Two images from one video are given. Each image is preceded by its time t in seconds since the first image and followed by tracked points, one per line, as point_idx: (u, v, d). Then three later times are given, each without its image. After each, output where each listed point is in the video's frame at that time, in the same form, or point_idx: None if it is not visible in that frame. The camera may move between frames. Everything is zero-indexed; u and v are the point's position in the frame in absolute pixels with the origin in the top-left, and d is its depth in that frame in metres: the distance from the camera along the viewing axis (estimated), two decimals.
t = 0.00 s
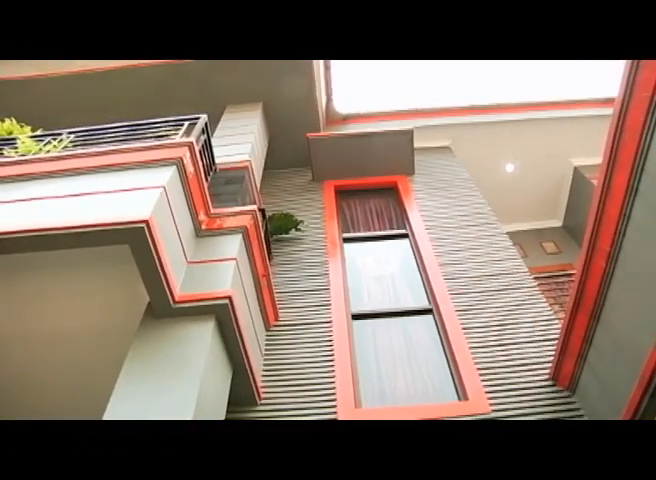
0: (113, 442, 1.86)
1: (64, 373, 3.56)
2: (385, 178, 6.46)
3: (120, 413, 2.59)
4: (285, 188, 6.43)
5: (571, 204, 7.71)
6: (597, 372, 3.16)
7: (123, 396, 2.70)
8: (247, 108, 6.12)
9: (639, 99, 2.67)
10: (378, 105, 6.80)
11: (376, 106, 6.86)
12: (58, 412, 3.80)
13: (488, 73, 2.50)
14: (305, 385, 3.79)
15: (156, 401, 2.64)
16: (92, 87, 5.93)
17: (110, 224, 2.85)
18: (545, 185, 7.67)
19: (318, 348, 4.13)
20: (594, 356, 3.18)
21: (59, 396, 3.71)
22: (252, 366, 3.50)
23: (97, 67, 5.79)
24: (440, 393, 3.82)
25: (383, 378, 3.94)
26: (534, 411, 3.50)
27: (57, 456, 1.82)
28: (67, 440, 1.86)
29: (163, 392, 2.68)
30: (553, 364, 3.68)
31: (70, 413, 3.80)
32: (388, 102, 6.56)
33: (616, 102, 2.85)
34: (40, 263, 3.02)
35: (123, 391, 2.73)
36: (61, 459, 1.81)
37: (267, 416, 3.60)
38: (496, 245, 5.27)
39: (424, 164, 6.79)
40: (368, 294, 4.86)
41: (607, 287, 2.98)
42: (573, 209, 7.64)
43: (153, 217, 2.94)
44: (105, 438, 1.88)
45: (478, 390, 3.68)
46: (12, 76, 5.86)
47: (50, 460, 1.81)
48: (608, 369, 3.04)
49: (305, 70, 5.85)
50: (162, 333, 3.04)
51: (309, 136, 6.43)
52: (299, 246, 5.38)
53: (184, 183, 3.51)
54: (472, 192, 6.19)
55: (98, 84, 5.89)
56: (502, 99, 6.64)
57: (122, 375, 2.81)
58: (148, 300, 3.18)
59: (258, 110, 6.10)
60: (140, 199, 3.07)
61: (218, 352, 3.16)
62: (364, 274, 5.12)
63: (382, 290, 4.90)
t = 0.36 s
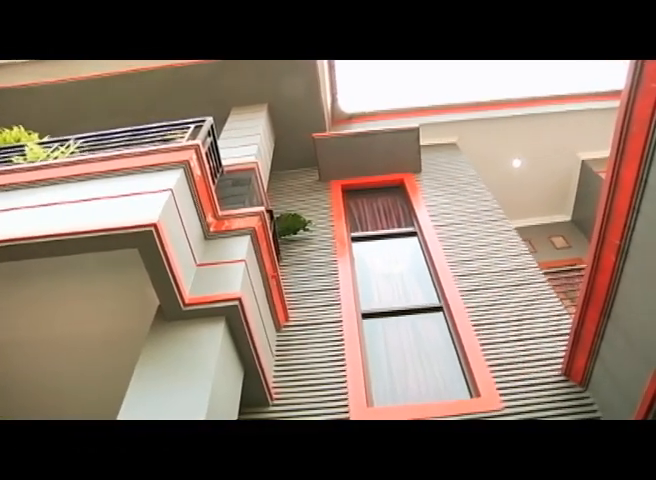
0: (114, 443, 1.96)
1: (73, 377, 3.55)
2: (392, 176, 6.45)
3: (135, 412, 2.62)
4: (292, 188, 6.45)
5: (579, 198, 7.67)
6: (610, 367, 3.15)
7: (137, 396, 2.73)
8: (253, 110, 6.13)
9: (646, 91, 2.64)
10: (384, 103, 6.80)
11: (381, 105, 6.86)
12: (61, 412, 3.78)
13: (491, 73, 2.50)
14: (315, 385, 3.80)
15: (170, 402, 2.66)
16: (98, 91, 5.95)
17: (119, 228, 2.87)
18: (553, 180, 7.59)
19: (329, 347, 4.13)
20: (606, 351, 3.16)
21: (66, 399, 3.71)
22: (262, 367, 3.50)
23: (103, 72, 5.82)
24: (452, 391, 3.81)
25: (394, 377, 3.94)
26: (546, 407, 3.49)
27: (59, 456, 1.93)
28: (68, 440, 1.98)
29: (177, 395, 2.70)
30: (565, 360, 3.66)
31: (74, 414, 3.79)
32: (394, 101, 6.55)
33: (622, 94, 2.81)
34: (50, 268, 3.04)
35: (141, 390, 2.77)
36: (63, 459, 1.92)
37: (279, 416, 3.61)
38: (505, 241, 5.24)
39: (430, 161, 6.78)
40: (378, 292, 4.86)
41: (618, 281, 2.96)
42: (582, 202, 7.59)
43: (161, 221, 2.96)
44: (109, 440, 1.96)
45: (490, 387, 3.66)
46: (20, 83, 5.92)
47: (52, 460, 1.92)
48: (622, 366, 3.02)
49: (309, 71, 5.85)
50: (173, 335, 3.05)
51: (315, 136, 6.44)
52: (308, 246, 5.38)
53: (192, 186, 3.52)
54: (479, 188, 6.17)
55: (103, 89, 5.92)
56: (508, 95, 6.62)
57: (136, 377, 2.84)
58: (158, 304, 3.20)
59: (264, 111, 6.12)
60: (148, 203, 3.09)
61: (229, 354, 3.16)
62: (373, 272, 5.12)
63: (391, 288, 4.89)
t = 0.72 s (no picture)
0: (114, 443, 1.91)
1: (89, 379, 3.56)
2: (398, 174, 6.43)
3: (148, 415, 2.63)
4: (299, 188, 6.45)
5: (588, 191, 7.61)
6: (623, 360, 3.13)
7: (148, 400, 2.74)
8: (257, 111, 6.14)
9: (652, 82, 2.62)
10: (388, 101, 6.78)
11: (385, 103, 6.85)
12: (80, 414, 3.81)
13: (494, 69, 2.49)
14: (326, 385, 3.80)
15: (182, 405, 2.68)
16: (103, 97, 5.98)
17: (126, 233, 2.88)
18: (560, 173, 7.57)
19: (339, 347, 4.12)
20: (618, 345, 3.14)
21: (84, 401, 3.71)
22: (273, 367, 3.51)
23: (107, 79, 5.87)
24: (463, 388, 3.80)
25: (405, 375, 3.93)
26: (559, 403, 3.46)
27: (59, 456, 1.87)
28: (68, 440, 1.92)
29: (188, 397, 2.71)
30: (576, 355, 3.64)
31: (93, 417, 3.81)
32: (398, 98, 6.54)
33: (628, 86, 2.79)
34: (60, 274, 3.06)
35: (151, 395, 2.78)
36: (63, 460, 1.86)
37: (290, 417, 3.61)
38: (513, 236, 5.22)
39: (436, 158, 6.76)
40: (387, 291, 4.85)
41: (628, 274, 2.94)
42: (590, 196, 7.54)
43: (168, 224, 2.97)
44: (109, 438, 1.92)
45: (502, 384, 3.65)
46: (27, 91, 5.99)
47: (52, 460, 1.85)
48: (633, 359, 3.02)
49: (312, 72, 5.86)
50: (183, 338, 3.06)
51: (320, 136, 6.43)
52: (316, 246, 5.38)
53: (198, 189, 3.53)
54: (486, 184, 6.14)
55: (109, 95, 5.96)
56: (512, 90, 6.59)
57: (146, 380, 2.86)
58: (168, 307, 3.21)
59: (268, 113, 6.12)
60: (155, 206, 3.10)
61: (240, 355, 3.17)
62: (382, 271, 5.12)
63: (400, 286, 4.89)
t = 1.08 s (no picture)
0: (113, 442, 1.87)
1: (97, 386, 3.58)
2: (406, 172, 6.42)
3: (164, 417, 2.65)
4: (307, 189, 6.46)
5: (597, 184, 7.53)
6: (637, 354, 3.11)
7: (163, 403, 2.75)
8: (264, 113, 6.16)
9: None
10: (394, 99, 6.78)
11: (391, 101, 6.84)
12: (96, 413, 3.80)
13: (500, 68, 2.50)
14: (339, 385, 3.80)
15: (196, 406, 2.69)
16: (115, 101, 5.99)
17: (136, 238, 2.90)
18: (568, 167, 7.52)
19: (350, 346, 4.12)
20: (631, 338, 3.12)
21: (93, 406, 3.74)
22: (285, 367, 3.51)
23: (121, 82, 5.88)
24: (475, 385, 3.78)
25: (417, 373, 3.93)
26: (573, 399, 3.44)
27: (58, 456, 1.83)
28: (68, 440, 1.88)
29: (202, 398, 2.73)
30: (589, 350, 3.61)
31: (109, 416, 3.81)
32: (403, 97, 6.54)
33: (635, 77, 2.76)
34: (70, 280, 3.07)
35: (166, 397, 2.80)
36: (62, 460, 1.82)
37: (303, 418, 3.61)
38: (522, 231, 5.20)
39: (444, 155, 6.74)
40: (396, 290, 4.84)
41: (639, 267, 2.92)
42: (600, 189, 7.49)
43: (177, 228, 2.98)
44: (109, 438, 1.89)
45: (514, 380, 3.63)
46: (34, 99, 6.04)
47: (51, 460, 1.82)
48: (646, 351, 3.01)
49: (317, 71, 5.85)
50: (196, 340, 3.08)
51: (326, 135, 6.43)
52: (324, 246, 5.39)
53: (206, 192, 3.54)
54: (494, 180, 6.12)
55: (119, 100, 5.98)
56: (518, 85, 6.56)
57: (159, 383, 2.87)
58: (178, 310, 3.21)
59: (274, 114, 6.14)
60: (163, 211, 3.11)
61: (251, 357, 3.17)
62: (392, 269, 5.11)
63: (410, 284, 4.88)
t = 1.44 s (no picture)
0: (113, 442, 1.84)
1: (107, 390, 3.59)
2: (411, 170, 6.40)
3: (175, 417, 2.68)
4: (313, 189, 6.46)
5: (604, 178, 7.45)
6: (649, 347, 3.09)
7: (179, 406, 2.78)
8: (269, 114, 6.17)
9: None
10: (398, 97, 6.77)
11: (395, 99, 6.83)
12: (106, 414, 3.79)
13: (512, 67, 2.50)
14: (348, 384, 3.79)
15: (213, 408, 2.71)
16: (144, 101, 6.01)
17: (145, 242, 2.92)
18: (575, 161, 7.47)
19: (360, 346, 4.11)
20: (643, 331, 3.09)
21: (104, 410, 3.76)
22: (295, 367, 3.52)
23: (127, 87, 5.94)
24: (486, 381, 3.77)
25: (427, 370, 3.92)
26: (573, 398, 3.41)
27: (59, 456, 1.80)
28: (67, 439, 1.85)
29: (213, 399, 2.75)
30: (600, 344, 3.59)
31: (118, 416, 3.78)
32: (406, 95, 6.53)
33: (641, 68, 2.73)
34: (80, 285, 3.09)
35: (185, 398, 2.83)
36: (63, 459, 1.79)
37: (314, 418, 3.61)
38: (529, 226, 5.18)
39: (449, 152, 6.72)
40: (405, 288, 4.83)
41: (649, 260, 2.90)
42: (607, 182, 7.44)
43: (185, 231, 3.00)
44: (110, 437, 1.86)
45: (525, 376, 3.62)
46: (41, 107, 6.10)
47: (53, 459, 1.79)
48: None
49: (321, 71, 5.85)
50: (206, 342, 3.09)
51: (331, 135, 6.42)
52: (332, 246, 5.39)
53: (212, 195, 3.56)
54: (500, 176, 6.09)
55: (146, 100, 5.99)
56: (522, 79, 6.54)
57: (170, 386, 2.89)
58: (187, 312, 3.22)
59: (278, 115, 6.14)
60: (170, 214, 3.13)
61: (262, 358, 3.18)
62: (400, 268, 5.10)
63: (418, 282, 4.87)
